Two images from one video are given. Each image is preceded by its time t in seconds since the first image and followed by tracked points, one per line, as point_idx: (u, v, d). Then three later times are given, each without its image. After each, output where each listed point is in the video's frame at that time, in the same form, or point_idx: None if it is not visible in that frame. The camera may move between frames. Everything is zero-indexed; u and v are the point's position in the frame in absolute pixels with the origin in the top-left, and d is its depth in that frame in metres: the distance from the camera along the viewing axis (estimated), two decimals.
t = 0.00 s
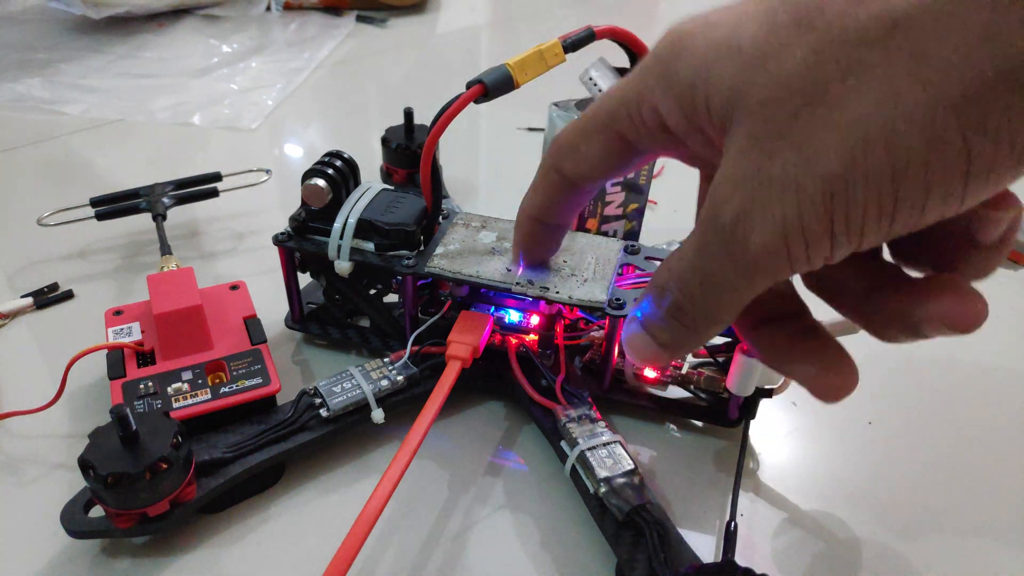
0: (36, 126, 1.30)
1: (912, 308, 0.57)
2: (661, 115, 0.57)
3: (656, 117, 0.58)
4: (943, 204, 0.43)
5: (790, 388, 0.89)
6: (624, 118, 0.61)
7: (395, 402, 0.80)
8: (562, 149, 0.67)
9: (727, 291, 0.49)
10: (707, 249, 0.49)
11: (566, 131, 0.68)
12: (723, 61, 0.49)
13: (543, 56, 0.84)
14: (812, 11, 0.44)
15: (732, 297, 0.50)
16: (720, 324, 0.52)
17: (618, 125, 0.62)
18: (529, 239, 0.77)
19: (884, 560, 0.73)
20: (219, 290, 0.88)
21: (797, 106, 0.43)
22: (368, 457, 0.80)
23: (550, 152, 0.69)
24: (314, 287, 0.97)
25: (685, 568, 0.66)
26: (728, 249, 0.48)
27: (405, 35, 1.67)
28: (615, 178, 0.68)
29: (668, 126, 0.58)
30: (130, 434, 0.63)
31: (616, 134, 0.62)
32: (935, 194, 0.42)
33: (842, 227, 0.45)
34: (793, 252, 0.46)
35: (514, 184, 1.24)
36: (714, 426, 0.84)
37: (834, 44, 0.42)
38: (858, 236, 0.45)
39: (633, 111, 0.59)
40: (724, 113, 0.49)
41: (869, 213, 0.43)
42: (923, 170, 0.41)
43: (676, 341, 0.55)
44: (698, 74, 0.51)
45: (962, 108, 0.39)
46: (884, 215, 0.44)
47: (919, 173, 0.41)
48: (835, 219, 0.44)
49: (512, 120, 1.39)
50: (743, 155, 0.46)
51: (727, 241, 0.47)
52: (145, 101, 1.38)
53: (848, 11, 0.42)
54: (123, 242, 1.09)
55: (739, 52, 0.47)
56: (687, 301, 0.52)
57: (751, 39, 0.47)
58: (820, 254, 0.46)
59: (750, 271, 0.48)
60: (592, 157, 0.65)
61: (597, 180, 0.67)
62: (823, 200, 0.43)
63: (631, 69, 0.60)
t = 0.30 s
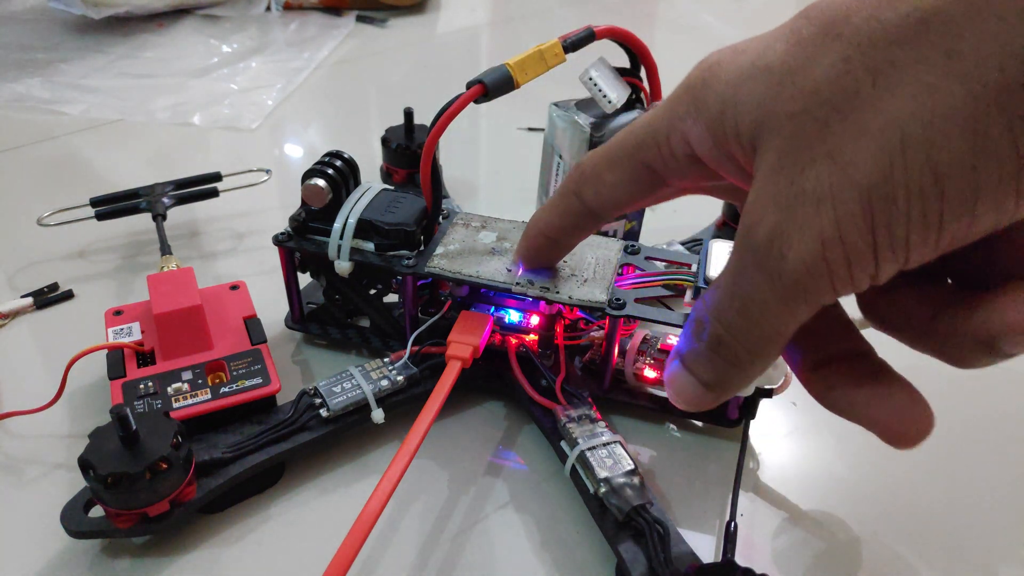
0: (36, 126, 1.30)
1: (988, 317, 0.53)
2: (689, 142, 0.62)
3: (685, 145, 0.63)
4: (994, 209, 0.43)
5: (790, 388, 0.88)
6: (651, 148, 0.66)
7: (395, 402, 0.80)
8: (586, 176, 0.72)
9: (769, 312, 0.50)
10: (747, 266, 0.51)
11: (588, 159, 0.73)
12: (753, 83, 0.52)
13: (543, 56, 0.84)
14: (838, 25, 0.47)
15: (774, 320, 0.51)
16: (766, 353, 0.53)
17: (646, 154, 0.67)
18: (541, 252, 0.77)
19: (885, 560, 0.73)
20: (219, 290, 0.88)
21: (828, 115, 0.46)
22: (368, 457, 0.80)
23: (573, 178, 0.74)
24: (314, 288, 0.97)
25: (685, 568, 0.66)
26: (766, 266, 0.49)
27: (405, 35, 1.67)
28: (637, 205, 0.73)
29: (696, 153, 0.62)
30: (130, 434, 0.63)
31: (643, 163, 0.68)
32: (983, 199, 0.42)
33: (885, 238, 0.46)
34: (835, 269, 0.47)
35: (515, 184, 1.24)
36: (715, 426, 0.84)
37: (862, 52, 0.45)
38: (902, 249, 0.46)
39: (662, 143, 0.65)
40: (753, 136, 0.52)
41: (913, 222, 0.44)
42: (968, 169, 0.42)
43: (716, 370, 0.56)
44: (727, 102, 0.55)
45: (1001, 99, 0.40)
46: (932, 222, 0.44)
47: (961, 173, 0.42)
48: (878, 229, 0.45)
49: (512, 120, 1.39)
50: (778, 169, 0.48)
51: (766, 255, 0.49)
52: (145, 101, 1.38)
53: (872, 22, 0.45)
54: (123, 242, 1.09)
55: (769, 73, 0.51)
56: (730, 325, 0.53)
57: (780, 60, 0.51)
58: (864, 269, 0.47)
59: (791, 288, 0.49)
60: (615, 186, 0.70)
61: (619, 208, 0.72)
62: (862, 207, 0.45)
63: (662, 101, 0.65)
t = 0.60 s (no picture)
0: (36, 126, 1.30)
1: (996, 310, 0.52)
2: (696, 145, 0.62)
3: (692, 148, 0.63)
4: (1000, 207, 0.43)
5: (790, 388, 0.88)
6: (655, 150, 0.66)
7: (395, 402, 0.80)
8: (592, 178, 0.72)
9: (777, 313, 0.51)
10: (756, 268, 0.51)
11: (594, 161, 0.73)
12: (759, 83, 0.53)
13: (543, 56, 0.84)
14: (844, 25, 0.47)
15: (784, 322, 0.51)
16: (774, 355, 0.54)
17: (652, 156, 0.67)
18: (541, 250, 0.77)
19: (884, 560, 0.73)
20: (219, 290, 0.88)
21: (834, 113, 0.46)
22: (368, 457, 0.80)
23: (577, 179, 0.74)
24: (314, 287, 0.97)
25: (685, 568, 0.66)
26: (770, 266, 0.50)
27: (405, 35, 1.67)
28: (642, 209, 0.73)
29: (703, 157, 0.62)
30: (130, 434, 0.63)
31: (649, 166, 0.68)
32: (991, 195, 0.42)
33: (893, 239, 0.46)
34: (840, 268, 0.47)
35: (515, 184, 1.24)
36: (715, 426, 0.84)
37: (869, 50, 0.45)
38: (911, 248, 0.46)
39: (669, 146, 0.65)
40: (758, 138, 0.52)
41: (920, 221, 0.45)
42: (973, 165, 0.42)
43: (727, 375, 0.56)
44: (732, 104, 0.55)
45: (1006, 94, 0.39)
46: (938, 220, 0.44)
47: (968, 171, 0.42)
48: (885, 230, 0.45)
49: (512, 120, 1.39)
50: (785, 170, 0.49)
51: (772, 258, 0.50)
52: (145, 101, 1.38)
53: (877, 21, 0.45)
54: (123, 242, 1.09)
55: (774, 74, 0.51)
56: (739, 330, 0.53)
57: (787, 59, 0.51)
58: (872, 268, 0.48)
59: (798, 289, 0.49)
60: (621, 187, 0.70)
61: (624, 210, 0.73)
62: (868, 206, 0.45)
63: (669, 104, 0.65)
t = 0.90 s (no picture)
0: (36, 126, 1.30)
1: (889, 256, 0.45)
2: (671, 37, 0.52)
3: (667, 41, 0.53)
4: (899, 79, 0.36)
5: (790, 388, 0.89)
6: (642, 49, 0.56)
7: (395, 402, 0.80)
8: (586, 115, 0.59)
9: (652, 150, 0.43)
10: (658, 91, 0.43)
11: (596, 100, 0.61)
12: None
13: (543, 56, 0.84)
14: None
15: (649, 172, 0.44)
16: (646, 211, 0.47)
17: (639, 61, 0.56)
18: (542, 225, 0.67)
19: (884, 560, 0.73)
20: (219, 290, 0.88)
21: None
22: (368, 457, 0.80)
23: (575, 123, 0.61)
24: (314, 287, 0.97)
25: (685, 568, 0.66)
26: (666, 97, 0.42)
27: (405, 35, 1.67)
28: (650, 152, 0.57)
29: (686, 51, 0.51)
30: (130, 434, 0.63)
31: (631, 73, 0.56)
32: (876, 51, 0.35)
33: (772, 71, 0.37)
34: (699, 121, 0.41)
35: (515, 184, 1.24)
36: (715, 426, 0.84)
37: None
38: (788, 92, 0.38)
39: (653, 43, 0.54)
40: None
41: (801, 63, 0.37)
42: (866, 34, 0.35)
43: (607, 225, 0.50)
44: None
45: None
46: (821, 86, 0.37)
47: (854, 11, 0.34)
48: (765, 62, 0.37)
49: (512, 120, 1.39)
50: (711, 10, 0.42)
51: (675, 82, 0.41)
52: (145, 101, 1.38)
53: None
54: (123, 242, 1.09)
55: None
56: (616, 173, 0.46)
57: None
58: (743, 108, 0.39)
59: (652, 141, 0.43)
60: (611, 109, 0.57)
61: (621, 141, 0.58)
62: (752, 60, 0.37)
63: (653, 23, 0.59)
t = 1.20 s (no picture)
0: (36, 126, 1.30)
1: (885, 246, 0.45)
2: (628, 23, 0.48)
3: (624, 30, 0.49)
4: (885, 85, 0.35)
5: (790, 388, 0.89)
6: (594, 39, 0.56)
7: (395, 402, 0.80)
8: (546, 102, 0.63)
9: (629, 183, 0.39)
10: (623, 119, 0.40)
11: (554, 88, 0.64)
12: None
13: (543, 56, 0.84)
14: None
15: (638, 200, 0.39)
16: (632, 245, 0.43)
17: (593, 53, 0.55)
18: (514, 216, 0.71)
19: (885, 561, 0.73)
20: (219, 290, 0.88)
21: None
22: (368, 457, 0.80)
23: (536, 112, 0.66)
24: (314, 287, 0.97)
25: (684, 568, 0.66)
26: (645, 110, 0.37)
27: (405, 35, 1.67)
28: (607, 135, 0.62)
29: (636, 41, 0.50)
30: (130, 434, 0.63)
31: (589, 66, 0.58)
32: (860, 64, 0.34)
33: (754, 96, 0.35)
34: (695, 132, 0.36)
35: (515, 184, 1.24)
36: (715, 427, 0.84)
37: None
38: (773, 113, 0.35)
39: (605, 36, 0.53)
40: None
41: (792, 71, 0.34)
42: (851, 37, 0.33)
43: (590, 249, 0.43)
44: None
45: None
46: (819, 93, 0.34)
47: (836, 31, 0.33)
48: (748, 85, 0.35)
49: (512, 120, 1.39)
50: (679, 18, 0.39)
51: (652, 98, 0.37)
52: (145, 101, 1.38)
53: None
54: (123, 242, 1.09)
55: None
56: (603, 194, 0.40)
57: None
58: (728, 134, 0.37)
59: (641, 156, 0.38)
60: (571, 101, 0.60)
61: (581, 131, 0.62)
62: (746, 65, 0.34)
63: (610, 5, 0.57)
